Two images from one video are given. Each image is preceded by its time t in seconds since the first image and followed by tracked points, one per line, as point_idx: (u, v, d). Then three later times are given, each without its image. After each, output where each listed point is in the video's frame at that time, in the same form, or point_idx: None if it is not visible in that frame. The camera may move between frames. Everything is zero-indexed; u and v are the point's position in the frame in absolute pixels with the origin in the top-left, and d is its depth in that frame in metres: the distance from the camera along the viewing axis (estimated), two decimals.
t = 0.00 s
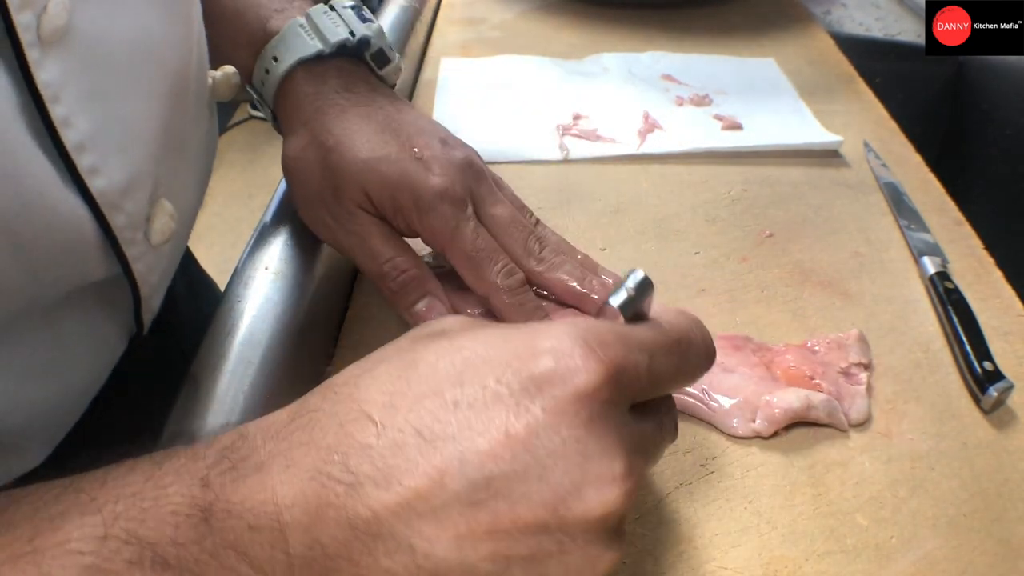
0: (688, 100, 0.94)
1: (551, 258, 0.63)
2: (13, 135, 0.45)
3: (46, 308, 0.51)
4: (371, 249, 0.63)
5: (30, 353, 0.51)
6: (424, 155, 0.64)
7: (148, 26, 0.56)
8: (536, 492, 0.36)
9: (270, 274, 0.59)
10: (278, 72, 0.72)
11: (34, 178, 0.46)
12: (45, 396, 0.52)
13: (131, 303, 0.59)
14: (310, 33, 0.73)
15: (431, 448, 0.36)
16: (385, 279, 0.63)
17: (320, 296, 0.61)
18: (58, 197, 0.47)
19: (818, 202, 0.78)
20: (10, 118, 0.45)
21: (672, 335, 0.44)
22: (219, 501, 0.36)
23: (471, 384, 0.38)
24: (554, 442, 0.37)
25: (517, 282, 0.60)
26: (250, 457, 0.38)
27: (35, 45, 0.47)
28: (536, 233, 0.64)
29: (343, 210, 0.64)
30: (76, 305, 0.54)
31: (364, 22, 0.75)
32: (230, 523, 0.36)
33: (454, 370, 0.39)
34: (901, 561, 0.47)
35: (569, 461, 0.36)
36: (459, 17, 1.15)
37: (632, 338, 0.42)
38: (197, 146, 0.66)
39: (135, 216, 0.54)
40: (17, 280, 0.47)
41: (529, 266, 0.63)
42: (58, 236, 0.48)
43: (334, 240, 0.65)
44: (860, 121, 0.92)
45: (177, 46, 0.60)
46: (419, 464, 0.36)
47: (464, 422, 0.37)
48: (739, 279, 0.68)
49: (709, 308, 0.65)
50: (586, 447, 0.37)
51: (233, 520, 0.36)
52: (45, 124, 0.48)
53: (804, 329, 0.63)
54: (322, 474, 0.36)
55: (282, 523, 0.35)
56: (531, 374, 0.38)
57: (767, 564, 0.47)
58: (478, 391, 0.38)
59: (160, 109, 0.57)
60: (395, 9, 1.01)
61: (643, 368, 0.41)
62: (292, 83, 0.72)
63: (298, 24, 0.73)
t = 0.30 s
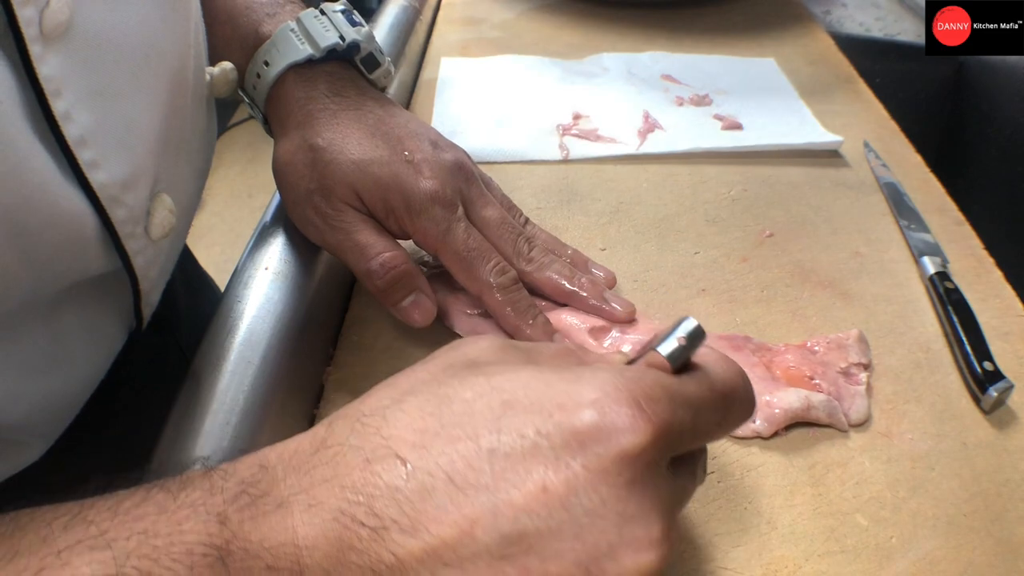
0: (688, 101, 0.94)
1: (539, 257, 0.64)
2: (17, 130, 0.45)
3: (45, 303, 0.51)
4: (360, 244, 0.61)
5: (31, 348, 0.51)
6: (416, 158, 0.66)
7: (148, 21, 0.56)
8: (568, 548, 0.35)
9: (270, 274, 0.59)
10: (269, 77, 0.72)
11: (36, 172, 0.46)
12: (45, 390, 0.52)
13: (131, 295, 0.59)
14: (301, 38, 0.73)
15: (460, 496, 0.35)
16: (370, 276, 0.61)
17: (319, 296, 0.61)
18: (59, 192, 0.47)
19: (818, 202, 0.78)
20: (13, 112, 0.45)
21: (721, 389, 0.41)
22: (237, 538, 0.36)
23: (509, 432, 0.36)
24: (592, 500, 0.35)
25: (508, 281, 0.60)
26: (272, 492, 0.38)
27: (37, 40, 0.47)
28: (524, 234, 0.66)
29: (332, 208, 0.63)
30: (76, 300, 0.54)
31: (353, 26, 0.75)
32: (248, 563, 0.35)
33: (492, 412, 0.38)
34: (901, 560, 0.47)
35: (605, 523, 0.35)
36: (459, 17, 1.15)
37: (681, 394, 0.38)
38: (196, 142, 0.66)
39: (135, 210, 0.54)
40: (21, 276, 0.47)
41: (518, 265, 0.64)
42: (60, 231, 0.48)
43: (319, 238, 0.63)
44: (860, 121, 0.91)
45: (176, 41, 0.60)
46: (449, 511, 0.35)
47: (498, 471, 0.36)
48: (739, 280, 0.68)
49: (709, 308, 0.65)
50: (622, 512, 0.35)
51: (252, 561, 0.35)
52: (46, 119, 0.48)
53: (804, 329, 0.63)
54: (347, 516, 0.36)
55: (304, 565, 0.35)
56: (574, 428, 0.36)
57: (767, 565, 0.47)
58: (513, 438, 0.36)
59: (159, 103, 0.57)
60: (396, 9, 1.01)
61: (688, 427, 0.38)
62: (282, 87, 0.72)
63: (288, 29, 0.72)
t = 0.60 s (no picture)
0: (688, 101, 0.94)
1: (541, 254, 0.64)
2: (17, 130, 0.45)
3: (43, 302, 0.51)
4: (356, 245, 0.62)
5: (29, 347, 0.51)
6: (414, 156, 0.66)
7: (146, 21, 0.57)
8: None
9: (270, 274, 0.59)
10: (267, 76, 0.73)
11: (36, 172, 0.46)
12: (42, 390, 0.52)
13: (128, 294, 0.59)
14: (299, 36, 0.73)
15: (510, 546, 0.31)
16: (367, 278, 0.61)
17: (320, 296, 0.61)
18: (59, 191, 0.48)
19: (818, 202, 0.78)
20: (13, 111, 0.46)
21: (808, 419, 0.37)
22: None
23: (563, 474, 0.33)
24: (660, 553, 0.31)
25: (506, 280, 0.60)
26: (297, 538, 0.34)
27: (36, 40, 0.47)
28: (525, 230, 0.66)
29: (329, 207, 0.63)
30: (73, 299, 0.54)
31: (351, 22, 0.75)
32: None
33: (543, 451, 0.34)
34: (901, 560, 0.47)
35: None
36: (459, 17, 1.15)
37: (761, 425, 0.35)
38: (193, 141, 0.66)
39: (133, 210, 0.54)
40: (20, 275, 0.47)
41: (519, 262, 0.64)
42: (59, 231, 0.48)
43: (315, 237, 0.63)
44: (860, 121, 0.92)
45: (174, 41, 0.60)
46: (497, 562, 0.31)
47: (551, 519, 0.32)
48: (739, 279, 0.68)
49: (709, 308, 0.65)
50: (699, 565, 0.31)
51: None
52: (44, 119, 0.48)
53: (804, 329, 0.63)
54: (377, 566, 0.32)
55: None
56: (638, 471, 0.32)
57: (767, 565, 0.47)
58: (570, 480, 0.32)
59: (157, 103, 0.57)
60: (396, 10, 1.01)
61: (772, 463, 0.34)
62: (279, 85, 0.73)
63: (287, 28, 0.73)
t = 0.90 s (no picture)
0: (688, 101, 0.94)
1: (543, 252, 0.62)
2: (15, 131, 0.45)
3: (44, 304, 0.51)
4: (351, 247, 0.61)
5: (29, 347, 0.51)
6: (410, 154, 0.65)
7: (143, 21, 0.57)
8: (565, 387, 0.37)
9: (270, 274, 0.59)
10: (261, 76, 0.73)
11: (34, 172, 0.46)
12: (43, 390, 0.52)
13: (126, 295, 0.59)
14: (294, 36, 0.73)
15: (450, 378, 0.36)
16: (363, 279, 0.61)
17: (320, 295, 0.61)
18: (58, 192, 0.48)
19: (818, 202, 0.78)
20: (11, 111, 0.46)
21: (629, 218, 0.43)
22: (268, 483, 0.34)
23: (466, 311, 0.38)
24: (554, 330, 0.38)
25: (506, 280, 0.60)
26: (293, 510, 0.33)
27: (34, 40, 0.47)
28: (525, 228, 0.64)
29: (324, 208, 0.63)
30: (73, 300, 0.54)
31: (347, 22, 0.75)
32: (284, 495, 0.34)
33: (445, 304, 0.39)
34: (900, 560, 0.47)
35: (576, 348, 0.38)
36: (459, 17, 1.15)
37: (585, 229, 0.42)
38: (190, 142, 0.66)
39: (131, 210, 0.55)
40: (19, 276, 0.47)
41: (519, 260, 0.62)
42: (58, 232, 0.48)
43: (311, 239, 0.63)
44: (860, 121, 0.92)
45: (171, 41, 0.60)
46: (448, 398, 0.36)
47: (473, 346, 0.37)
48: (739, 279, 0.68)
49: (709, 308, 0.65)
50: (581, 329, 0.38)
51: None
52: (42, 119, 0.48)
53: (804, 329, 0.63)
54: (363, 438, 0.35)
55: (335, 490, 0.34)
56: (515, 285, 0.39)
57: (767, 564, 0.47)
58: (474, 318, 0.38)
59: (154, 103, 0.57)
60: (396, 10, 1.01)
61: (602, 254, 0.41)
62: (273, 86, 0.73)
63: (281, 28, 0.73)
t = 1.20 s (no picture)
0: (688, 101, 0.94)
1: (540, 254, 0.63)
2: (20, 129, 0.45)
3: (47, 305, 0.51)
4: (350, 248, 0.61)
5: (33, 347, 0.51)
6: (409, 156, 0.65)
7: (146, 20, 0.56)
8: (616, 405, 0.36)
9: (270, 274, 0.59)
10: (260, 77, 0.73)
11: (38, 170, 0.46)
12: (46, 390, 0.52)
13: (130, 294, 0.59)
14: (293, 37, 0.73)
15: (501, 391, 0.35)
16: (363, 279, 0.61)
17: (320, 295, 0.61)
18: (61, 190, 0.48)
19: (818, 202, 0.78)
20: (15, 108, 0.46)
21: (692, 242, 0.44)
22: (305, 491, 0.33)
23: (520, 319, 0.37)
24: (612, 344, 0.37)
25: (504, 282, 0.60)
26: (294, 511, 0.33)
27: (39, 38, 0.47)
28: (523, 230, 0.65)
29: (324, 209, 0.63)
30: (75, 300, 0.54)
31: (346, 24, 0.75)
32: (323, 510, 0.32)
33: (498, 312, 0.38)
34: (900, 560, 0.47)
35: (639, 360, 0.37)
36: (459, 18, 1.15)
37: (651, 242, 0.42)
38: (193, 141, 0.66)
39: (135, 209, 0.54)
40: (22, 277, 0.47)
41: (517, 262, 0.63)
42: (62, 231, 0.48)
43: (310, 240, 0.63)
44: (860, 121, 0.92)
45: (174, 39, 0.60)
46: (496, 409, 0.34)
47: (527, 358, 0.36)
48: (739, 279, 0.68)
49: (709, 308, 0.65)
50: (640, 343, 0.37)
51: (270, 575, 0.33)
52: (46, 117, 0.48)
53: (804, 329, 0.63)
54: (408, 449, 0.34)
55: (377, 504, 0.32)
56: (573, 294, 0.38)
57: (767, 564, 0.47)
58: (528, 324, 0.37)
59: (158, 101, 0.57)
60: (396, 10, 1.01)
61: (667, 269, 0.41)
62: (273, 87, 0.73)
63: (281, 29, 0.73)
